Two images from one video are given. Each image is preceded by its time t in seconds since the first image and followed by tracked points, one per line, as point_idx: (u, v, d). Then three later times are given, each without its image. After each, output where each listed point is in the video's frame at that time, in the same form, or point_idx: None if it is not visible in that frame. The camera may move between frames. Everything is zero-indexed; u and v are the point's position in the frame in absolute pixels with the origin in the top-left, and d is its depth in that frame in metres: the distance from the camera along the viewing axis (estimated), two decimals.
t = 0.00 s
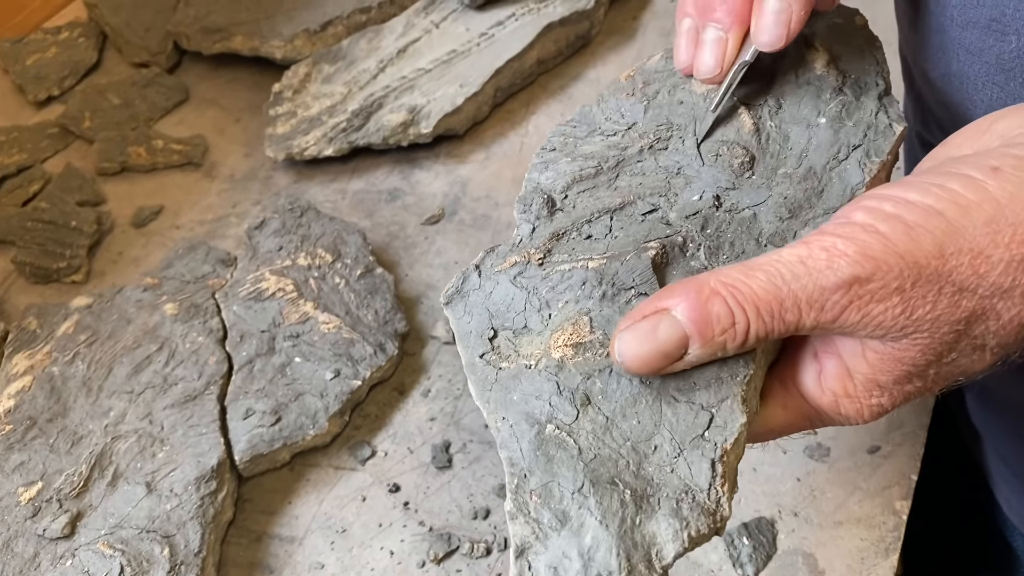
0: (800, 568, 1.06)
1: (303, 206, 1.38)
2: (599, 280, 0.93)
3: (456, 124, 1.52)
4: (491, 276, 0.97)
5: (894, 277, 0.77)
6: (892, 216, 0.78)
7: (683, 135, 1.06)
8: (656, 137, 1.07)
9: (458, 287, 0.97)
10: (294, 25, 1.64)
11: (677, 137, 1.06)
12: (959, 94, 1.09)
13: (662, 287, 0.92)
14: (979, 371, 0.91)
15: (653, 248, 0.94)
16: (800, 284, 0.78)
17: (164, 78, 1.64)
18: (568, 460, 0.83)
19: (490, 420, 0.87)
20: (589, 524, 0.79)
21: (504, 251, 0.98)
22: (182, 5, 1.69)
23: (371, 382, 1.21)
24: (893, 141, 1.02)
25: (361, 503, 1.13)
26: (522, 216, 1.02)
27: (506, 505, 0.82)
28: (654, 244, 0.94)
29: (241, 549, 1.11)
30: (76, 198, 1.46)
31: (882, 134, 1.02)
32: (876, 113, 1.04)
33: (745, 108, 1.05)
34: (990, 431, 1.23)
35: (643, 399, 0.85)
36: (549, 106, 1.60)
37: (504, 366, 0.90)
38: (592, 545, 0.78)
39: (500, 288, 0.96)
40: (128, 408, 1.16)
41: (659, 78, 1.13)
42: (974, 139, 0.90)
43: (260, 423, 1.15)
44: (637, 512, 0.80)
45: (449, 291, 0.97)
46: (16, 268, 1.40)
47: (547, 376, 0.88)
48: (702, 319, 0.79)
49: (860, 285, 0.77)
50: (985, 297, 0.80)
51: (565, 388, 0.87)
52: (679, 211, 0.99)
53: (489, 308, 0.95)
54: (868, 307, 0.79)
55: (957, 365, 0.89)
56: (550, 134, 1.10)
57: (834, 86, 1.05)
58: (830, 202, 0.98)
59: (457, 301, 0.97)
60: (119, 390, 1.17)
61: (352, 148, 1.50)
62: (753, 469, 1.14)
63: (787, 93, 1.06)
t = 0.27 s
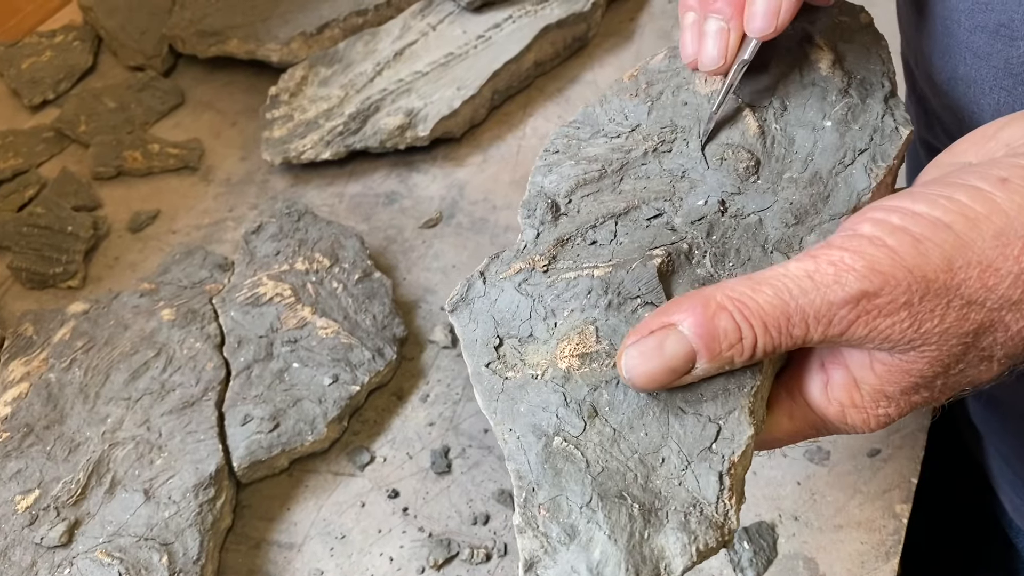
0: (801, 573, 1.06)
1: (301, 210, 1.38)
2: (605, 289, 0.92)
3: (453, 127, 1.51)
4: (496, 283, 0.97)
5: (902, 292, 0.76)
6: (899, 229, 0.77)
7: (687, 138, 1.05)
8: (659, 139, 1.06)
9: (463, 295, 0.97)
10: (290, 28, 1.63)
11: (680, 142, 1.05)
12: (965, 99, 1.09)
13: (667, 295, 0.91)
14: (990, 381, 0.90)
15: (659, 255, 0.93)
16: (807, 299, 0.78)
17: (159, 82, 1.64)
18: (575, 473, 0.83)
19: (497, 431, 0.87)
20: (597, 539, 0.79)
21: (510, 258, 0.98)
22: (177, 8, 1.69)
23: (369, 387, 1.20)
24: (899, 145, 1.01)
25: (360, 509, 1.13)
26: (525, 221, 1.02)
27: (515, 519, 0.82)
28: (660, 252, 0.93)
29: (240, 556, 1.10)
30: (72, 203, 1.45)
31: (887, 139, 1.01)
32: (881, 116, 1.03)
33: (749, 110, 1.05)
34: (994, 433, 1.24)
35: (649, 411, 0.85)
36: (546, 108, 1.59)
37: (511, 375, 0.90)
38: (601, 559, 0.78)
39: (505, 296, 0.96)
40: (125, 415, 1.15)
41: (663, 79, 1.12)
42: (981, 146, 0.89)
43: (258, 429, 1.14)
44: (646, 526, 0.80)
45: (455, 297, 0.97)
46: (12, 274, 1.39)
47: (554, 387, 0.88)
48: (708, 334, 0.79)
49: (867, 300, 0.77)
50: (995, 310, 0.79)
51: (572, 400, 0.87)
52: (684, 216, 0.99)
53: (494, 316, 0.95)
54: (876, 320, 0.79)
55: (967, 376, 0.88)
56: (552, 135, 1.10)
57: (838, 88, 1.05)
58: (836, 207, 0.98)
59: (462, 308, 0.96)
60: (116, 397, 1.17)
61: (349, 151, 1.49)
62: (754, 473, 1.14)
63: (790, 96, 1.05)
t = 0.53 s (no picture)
0: None
1: (296, 215, 1.37)
2: (614, 305, 0.91)
3: (449, 131, 1.51)
4: (503, 299, 0.96)
5: (914, 312, 0.77)
6: (912, 249, 0.78)
7: (695, 154, 1.05)
8: (666, 155, 1.06)
9: (470, 310, 0.96)
10: (285, 32, 1.63)
11: (687, 158, 1.05)
12: (968, 102, 1.10)
13: (676, 312, 0.91)
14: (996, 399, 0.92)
15: (667, 271, 0.92)
16: (819, 320, 0.78)
17: (153, 86, 1.63)
18: (585, 492, 0.82)
19: (506, 450, 0.86)
20: (608, 559, 0.78)
21: (516, 273, 0.98)
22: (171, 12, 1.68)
23: (366, 394, 1.20)
24: (908, 161, 0.99)
25: (358, 517, 1.12)
26: (533, 235, 1.01)
27: (524, 540, 0.81)
28: (669, 267, 0.93)
29: (236, 565, 1.10)
30: (66, 210, 1.45)
31: (896, 154, 0.99)
32: (890, 130, 1.00)
33: (756, 124, 1.03)
34: (995, 437, 1.23)
35: (659, 430, 0.85)
36: (543, 111, 1.59)
37: (519, 393, 0.89)
38: None
39: (512, 312, 0.95)
40: (120, 423, 1.15)
41: (668, 92, 1.11)
42: (990, 161, 0.90)
43: (254, 437, 1.13)
44: (657, 546, 0.79)
45: (461, 313, 0.96)
46: (6, 281, 1.38)
47: (562, 405, 0.87)
48: (719, 357, 0.78)
49: (880, 321, 0.77)
50: (1005, 330, 0.80)
51: (581, 418, 0.86)
52: (692, 231, 0.98)
53: (502, 333, 0.94)
54: (887, 341, 0.80)
55: (974, 394, 0.89)
56: (559, 149, 1.10)
57: (846, 101, 1.02)
58: (844, 223, 0.96)
59: (469, 324, 0.96)
60: (111, 405, 1.16)
61: (344, 156, 1.48)
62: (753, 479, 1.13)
63: (799, 109, 1.03)
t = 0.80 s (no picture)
0: None
1: (286, 220, 1.36)
2: (608, 304, 0.90)
3: (441, 133, 1.49)
4: (495, 295, 0.94)
5: (918, 314, 0.76)
6: (916, 249, 0.77)
7: (692, 152, 1.04)
8: (663, 151, 1.04)
9: (461, 306, 0.94)
10: (274, 34, 1.62)
11: (684, 156, 1.04)
12: (967, 108, 1.09)
13: (672, 312, 0.89)
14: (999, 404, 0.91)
15: (663, 269, 0.91)
16: (820, 320, 0.77)
17: (142, 89, 1.61)
18: (576, 493, 0.81)
19: (496, 449, 0.84)
20: (599, 562, 0.77)
21: (510, 270, 0.96)
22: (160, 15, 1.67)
23: (358, 401, 1.18)
24: (909, 161, 0.99)
25: (350, 525, 1.11)
26: (525, 232, 0.99)
27: (513, 541, 0.80)
28: (664, 266, 0.91)
29: None
30: (54, 215, 1.43)
31: (897, 154, 0.99)
32: (890, 130, 1.01)
33: (754, 121, 1.04)
34: (992, 437, 1.23)
35: (652, 431, 0.83)
36: (536, 113, 1.57)
37: (510, 391, 0.88)
38: None
39: (504, 308, 0.93)
40: (109, 432, 1.13)
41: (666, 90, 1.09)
42: (992, 163, 0.90)
43: (245, 445, 1.12)
44: (649, 549, 0.77)
45: (451, 310, 0.94)
46: None
47: (554, 404, 0.86)
48: (717, 357, 0.77)
49: (882, 322, 0.76)
50: (1011, 332, 0.79)
51: (573, 417, 0.85)
52: (688, 229, 0.97)
53: (493, 330, 0.92)
54: (889, 344, 0.78)
55: (977, 398, 0.88)
56: (553, 145, 1.08)
57: (847, 100, 1.03)
58: (844, 223, 0.96)
59: (459, 321, 0.94)
60: (99, 413, 1.15)
61: (335, 159, 1.47)
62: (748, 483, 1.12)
63: (796, 108, 1.05)
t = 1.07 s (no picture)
0: None
1: (275, 227, 1.35)
2: (601, 304, 0.90)
3: (430, 138, 1.48)
4: (490, 292, 0.94)
5: (910, 324, 0.75)
6: (912, 258, 0.76)
7: (695, 159, 1.04)
8: (666, 157, 1.05)
9: (455, 302, 0.94)
10: (262, 39, 1.61)
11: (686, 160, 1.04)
12: (961, 112, 1.09)
13: (666, 314, 0.88)
14: (993, 420, 0.89)
15: (659, 273, 0.91)
16: (811, 328, 0.76)
17: (129, 95, 1.60)
18: (558, 491, 0.79)
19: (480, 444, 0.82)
20: (577, 560, 0.74)
21: (506, 267, 0.96)
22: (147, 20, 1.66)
23: (347, 410, 1.17)
24: (912, 175, 0.99)
25: (339, 537, 1.10)
26: (524, 231, 0.99)
27: (492, 537, 0.77)
28: (660, 270, 0.91)
29: None
30: (39, 223, 1.41)
31: (900, 168, 1.00)
32: (894, 145, 1.02)
33: (759, 131, 1.05)
34: (986, 444, 1.22)
35: (639, 434, 0.82)
36: (526, 118, 1.56)
37: (498, 388, 0.86)
38: None
39: (498, 306, 0.93)
40: (95, 444, 1.12)
41: (673, 96, 1.11)
42: (993, 178, 0.89)
43: (233, 457, 1.11)
44: (629, 551, 0.75)
45: (445, 305, 0.94)
46: None
47: (542, 403, 0.84)
48: (706, 361, 0.76)
49: (873, 332, 0.75)
50: (1006, 347, 0.78)
51: (560, 416, 0.83)
52: (686, 235, 0.96)
53: (485, 327, 0.91)
54: (881, 354, 0.77)
55: (971, 413, 0.87)
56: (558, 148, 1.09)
57: (854, 116, 1.05)
58: (843, 235, 0.95)
59: (453, 316, 0.93)
60: (85, 426, 1.14)
61: (324, 165, 1.46)
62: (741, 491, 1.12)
63: (801, 120, 1.06)
